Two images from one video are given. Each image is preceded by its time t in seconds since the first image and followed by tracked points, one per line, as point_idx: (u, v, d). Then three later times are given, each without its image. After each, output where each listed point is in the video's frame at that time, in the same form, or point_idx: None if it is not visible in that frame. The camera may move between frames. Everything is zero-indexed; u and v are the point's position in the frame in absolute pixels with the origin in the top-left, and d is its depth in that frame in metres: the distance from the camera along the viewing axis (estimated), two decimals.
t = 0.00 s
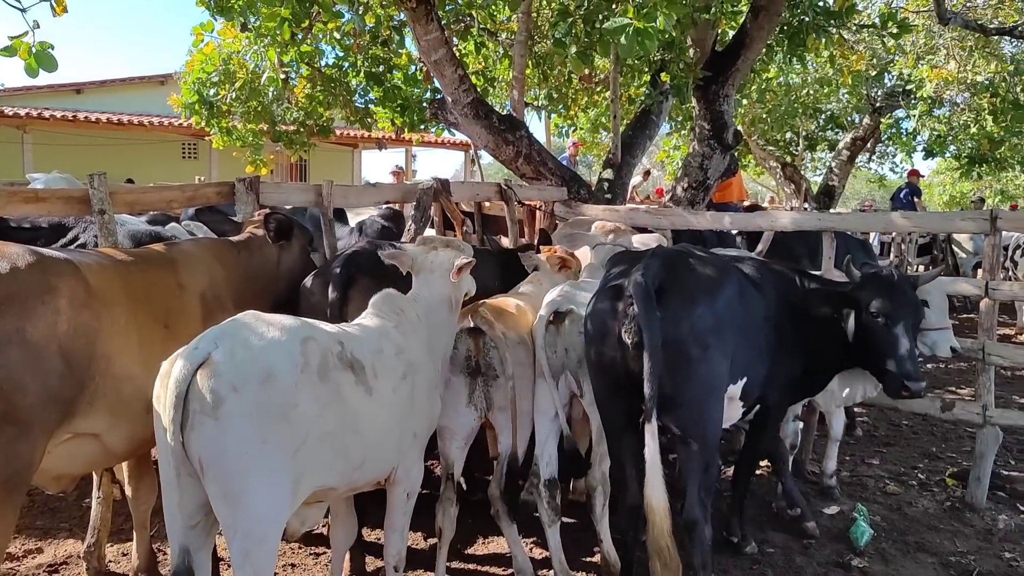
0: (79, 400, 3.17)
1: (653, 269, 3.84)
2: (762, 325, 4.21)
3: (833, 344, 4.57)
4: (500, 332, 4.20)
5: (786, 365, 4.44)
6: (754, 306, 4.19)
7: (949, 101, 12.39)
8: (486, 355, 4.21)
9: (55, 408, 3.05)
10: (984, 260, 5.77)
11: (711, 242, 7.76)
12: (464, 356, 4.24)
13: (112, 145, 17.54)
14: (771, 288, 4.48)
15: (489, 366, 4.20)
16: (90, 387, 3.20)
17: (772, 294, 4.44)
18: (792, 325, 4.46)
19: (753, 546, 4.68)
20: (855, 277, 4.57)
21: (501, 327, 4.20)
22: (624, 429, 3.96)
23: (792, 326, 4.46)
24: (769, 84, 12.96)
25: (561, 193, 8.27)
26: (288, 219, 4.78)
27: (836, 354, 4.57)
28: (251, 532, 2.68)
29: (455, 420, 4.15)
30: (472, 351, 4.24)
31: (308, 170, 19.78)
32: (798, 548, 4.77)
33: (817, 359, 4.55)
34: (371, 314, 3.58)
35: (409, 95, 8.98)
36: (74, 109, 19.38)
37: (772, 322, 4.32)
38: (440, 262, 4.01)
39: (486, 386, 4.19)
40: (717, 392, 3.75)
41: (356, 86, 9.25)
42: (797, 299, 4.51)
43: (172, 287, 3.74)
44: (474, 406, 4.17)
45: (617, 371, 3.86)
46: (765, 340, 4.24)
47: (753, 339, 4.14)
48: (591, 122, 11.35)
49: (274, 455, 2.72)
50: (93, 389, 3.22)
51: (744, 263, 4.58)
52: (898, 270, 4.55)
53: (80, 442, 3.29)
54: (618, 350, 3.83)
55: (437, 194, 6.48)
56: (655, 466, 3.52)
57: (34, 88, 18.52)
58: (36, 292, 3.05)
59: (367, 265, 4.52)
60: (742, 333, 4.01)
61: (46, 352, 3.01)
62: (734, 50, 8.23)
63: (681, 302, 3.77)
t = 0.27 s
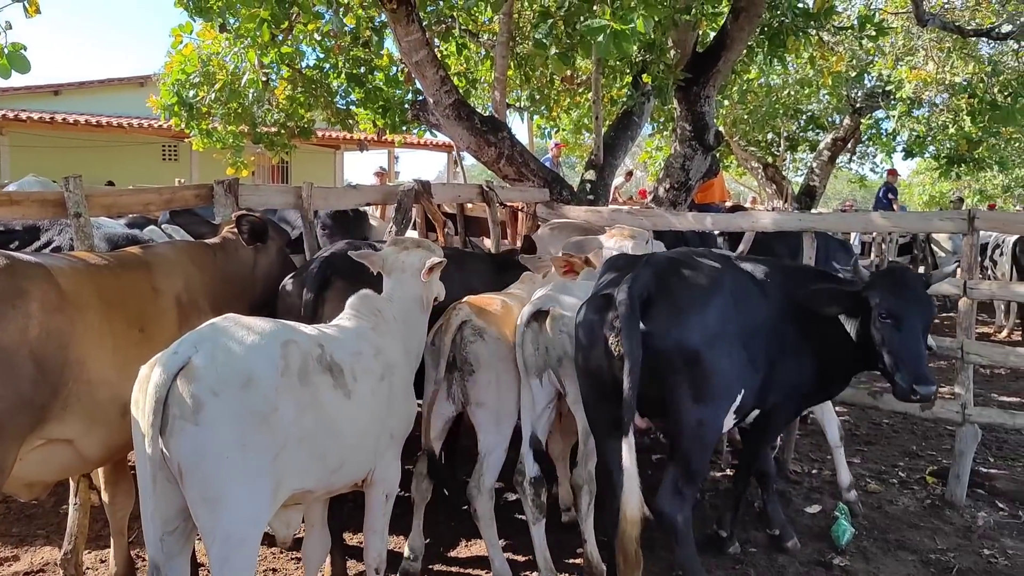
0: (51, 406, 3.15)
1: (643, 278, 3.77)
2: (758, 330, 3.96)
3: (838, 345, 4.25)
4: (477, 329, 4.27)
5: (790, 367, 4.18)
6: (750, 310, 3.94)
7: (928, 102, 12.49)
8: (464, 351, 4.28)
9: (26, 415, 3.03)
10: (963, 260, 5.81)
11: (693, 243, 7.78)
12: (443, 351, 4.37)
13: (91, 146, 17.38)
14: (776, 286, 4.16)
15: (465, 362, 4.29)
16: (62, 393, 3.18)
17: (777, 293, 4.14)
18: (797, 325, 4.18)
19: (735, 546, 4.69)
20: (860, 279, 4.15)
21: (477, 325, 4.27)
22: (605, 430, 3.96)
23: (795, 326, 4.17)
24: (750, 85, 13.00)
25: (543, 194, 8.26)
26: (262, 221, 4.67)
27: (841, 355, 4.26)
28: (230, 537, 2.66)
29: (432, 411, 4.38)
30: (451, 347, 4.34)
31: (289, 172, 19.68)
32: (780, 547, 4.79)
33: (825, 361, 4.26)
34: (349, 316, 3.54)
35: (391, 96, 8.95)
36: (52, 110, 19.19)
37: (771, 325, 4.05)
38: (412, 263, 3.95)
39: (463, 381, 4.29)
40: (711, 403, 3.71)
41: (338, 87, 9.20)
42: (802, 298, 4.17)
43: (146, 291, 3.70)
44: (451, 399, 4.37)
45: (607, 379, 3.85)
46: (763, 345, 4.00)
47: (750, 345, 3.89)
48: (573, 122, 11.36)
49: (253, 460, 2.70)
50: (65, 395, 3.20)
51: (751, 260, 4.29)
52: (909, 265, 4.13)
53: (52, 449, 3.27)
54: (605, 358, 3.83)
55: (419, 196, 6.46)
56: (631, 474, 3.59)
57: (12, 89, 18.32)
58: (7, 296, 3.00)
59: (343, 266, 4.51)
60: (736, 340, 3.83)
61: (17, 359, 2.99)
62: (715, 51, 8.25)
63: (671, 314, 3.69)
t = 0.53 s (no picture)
0: (33, 406, 3.14)
1: (632, 275, 3.77)
2: (757, 334, 3.86)
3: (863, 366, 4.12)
4: (458, 321, 4.24)
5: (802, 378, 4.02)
6: (750, 316, 3.85)
7: (911, 100, 12.56)
8: (443, 340, 4.25)
9: (7, 414, 3.02)
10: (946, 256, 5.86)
11: (679, 240, 7.80)
12: (424, 342, 4.37)
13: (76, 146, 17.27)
14: (798, 295, 4.05)
15: (444, 353, 4.25)
16: (44, 393, 3.17)
17: (795, 302, 4.02)
18: (816, 337, 4.03)
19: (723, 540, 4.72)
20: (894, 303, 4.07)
21: (459, 318, 4.25)
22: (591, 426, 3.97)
23: (813, 337, 4.02)
24: (735, 83, 13.04)
25: (530, 193, 8.27)
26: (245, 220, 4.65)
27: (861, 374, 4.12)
28: (219, 534, 2.64)
29: (417, 401, 4.50)
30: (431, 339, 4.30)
31: (275, 171, 19.60)
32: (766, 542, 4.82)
33: (847, 374, 4.12)
34: (331, 311, 3.53)
35: (376, 95, 8.93)
36: (35, 110, 19.05)
37: (780, 333, 3.93)
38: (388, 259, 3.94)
39: (442, 372, 4.27)
40: (694, 398, 3.67)
41: (323, 86, 9.17)
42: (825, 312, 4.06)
43: (128, 291, 3.68)
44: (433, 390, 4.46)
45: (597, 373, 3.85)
46: (763, 350, 3.89)
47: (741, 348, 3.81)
48: (559, 121, 11.36)
49: (242, 458, 2.69)
50: (47, 395, 3.19)
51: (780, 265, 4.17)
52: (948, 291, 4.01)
53: (35, 449, 3.24)
54: (593, 350, 3.81)
55: (405, 194, 6.45)
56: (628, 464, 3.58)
57: None
58: None
59: (331, 266, 4.50)
60: (726, 342, 3.76)
61: None
62: (700, 49, 8.28)
63: (659, 310, 3.66)
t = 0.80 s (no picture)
0: (17, 400, 3.12)
1: (591, 277, 3.77)
2: (763, 335, 3.75)
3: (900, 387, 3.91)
4: (462, 311, 4.27)
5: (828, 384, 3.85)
6: (757, 318, 3.75)
7: (900, 93, 12.60)
8: (447, 330, 4.28)
9: None
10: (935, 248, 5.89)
11: (669, 233, 7.81)
12: (425, 332, 4.40)
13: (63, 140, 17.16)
14: (835, 304, 3.91)
15: (446, 343, 4.28)
16: (28, 386, 3.15)
17: (827, 310, 3.88)
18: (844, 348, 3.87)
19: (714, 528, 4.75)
20: (946, 328, 3.78)
21: (462, 308, 4.28)
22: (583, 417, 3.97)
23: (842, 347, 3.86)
24: (725, 76, 13.05)
25: (520, 186, 8.26)
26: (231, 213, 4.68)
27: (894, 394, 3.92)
28: (209, 526, 2.64)
29: (413, 391, 4.48)
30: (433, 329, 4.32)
31: (265, 165, 19.54)
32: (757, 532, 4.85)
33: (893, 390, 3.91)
34: (315, 303, 3.52)
35: (366, 88, 8.89)
36: (22, 104, 18.92)
37: (798, 338, 3.79)
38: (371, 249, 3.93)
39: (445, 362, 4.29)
40: (664, 394, 3.63)
41: (312, 79, 9.13)
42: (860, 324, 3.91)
43: (113, 284, 3.67)
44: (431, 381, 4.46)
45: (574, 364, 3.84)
46: (774, 354, 3.76)
47: (735, 348, 3.71)
48: (550, 115, 11.35)
49: (233, 449, 2.68)
50: (31, 388, 3.17)
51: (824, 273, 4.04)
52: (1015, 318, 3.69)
53: (20, 443, 3.22)
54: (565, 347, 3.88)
55: (395, 187, 6.43)
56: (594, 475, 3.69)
57: None
58: None
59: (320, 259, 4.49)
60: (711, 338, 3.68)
61: None
62: (690, 42, 8.28)
63: (618, 310, 3.65)
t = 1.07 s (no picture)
0: (12, 394, 3.12)
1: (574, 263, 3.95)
2: (762, 321, 3.79)
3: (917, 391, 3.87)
4: (448, 304, 4.26)
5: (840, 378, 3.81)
6: (759, 305, 3.81)
7: (896, 87, 12.61)
8: (432, 322, 4.26)
9: None
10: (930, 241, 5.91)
11: (666, 227, 7.81)
12: (413, 326, 4.41)
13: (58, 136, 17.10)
14: (853, 300, 3.90)
15: (432, 335, 4.26)
16: (23, 380, 3.15)
17: (844, 305, 3.88)
18: (861, 343, 3.83)
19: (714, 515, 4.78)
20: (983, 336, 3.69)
21: (449, 300, 4.27)
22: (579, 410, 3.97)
23: (857, 341, 3.83)
24: (721, 70, 13.05)
25: (516, 180, 8.25)
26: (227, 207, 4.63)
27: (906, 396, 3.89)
28: (208, 518, 2.64)
29: (404, 385, 4.50)
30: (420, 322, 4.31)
31: (260, 160, 19.49)
32: (753, 525, 4.86)
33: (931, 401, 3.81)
34: (310, 298, 3.51)
35: (361, 83, 8.87)
36: (16, 100, 18.84)
37: (804, 328, 3.81)
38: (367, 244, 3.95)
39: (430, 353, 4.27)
40: (640, 377, 3.77)
41: (307, 74, 9.11)
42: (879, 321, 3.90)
43: (107, 277, 3.66)
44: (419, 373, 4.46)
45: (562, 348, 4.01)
46: (777, 342, 3.79)
47: (731, 335, 3.77)
48: (545, 109, 11.34)
49: (232, 442, 2.68)
50: (26, 382, 3.17)
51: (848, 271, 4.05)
52: None
53: (14, 437, 3.21)
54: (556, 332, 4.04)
55: (390, 181, 6.42)
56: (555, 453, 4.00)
57: None
58: None
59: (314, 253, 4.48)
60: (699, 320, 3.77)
61: None
62: (686, 36, 8.27)
63: (593, 294, 3.82)
